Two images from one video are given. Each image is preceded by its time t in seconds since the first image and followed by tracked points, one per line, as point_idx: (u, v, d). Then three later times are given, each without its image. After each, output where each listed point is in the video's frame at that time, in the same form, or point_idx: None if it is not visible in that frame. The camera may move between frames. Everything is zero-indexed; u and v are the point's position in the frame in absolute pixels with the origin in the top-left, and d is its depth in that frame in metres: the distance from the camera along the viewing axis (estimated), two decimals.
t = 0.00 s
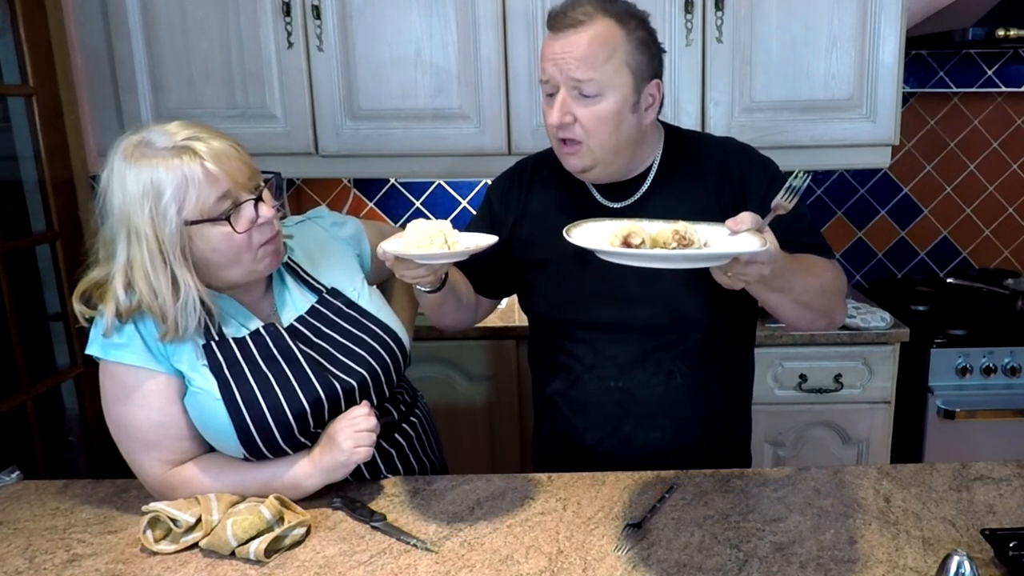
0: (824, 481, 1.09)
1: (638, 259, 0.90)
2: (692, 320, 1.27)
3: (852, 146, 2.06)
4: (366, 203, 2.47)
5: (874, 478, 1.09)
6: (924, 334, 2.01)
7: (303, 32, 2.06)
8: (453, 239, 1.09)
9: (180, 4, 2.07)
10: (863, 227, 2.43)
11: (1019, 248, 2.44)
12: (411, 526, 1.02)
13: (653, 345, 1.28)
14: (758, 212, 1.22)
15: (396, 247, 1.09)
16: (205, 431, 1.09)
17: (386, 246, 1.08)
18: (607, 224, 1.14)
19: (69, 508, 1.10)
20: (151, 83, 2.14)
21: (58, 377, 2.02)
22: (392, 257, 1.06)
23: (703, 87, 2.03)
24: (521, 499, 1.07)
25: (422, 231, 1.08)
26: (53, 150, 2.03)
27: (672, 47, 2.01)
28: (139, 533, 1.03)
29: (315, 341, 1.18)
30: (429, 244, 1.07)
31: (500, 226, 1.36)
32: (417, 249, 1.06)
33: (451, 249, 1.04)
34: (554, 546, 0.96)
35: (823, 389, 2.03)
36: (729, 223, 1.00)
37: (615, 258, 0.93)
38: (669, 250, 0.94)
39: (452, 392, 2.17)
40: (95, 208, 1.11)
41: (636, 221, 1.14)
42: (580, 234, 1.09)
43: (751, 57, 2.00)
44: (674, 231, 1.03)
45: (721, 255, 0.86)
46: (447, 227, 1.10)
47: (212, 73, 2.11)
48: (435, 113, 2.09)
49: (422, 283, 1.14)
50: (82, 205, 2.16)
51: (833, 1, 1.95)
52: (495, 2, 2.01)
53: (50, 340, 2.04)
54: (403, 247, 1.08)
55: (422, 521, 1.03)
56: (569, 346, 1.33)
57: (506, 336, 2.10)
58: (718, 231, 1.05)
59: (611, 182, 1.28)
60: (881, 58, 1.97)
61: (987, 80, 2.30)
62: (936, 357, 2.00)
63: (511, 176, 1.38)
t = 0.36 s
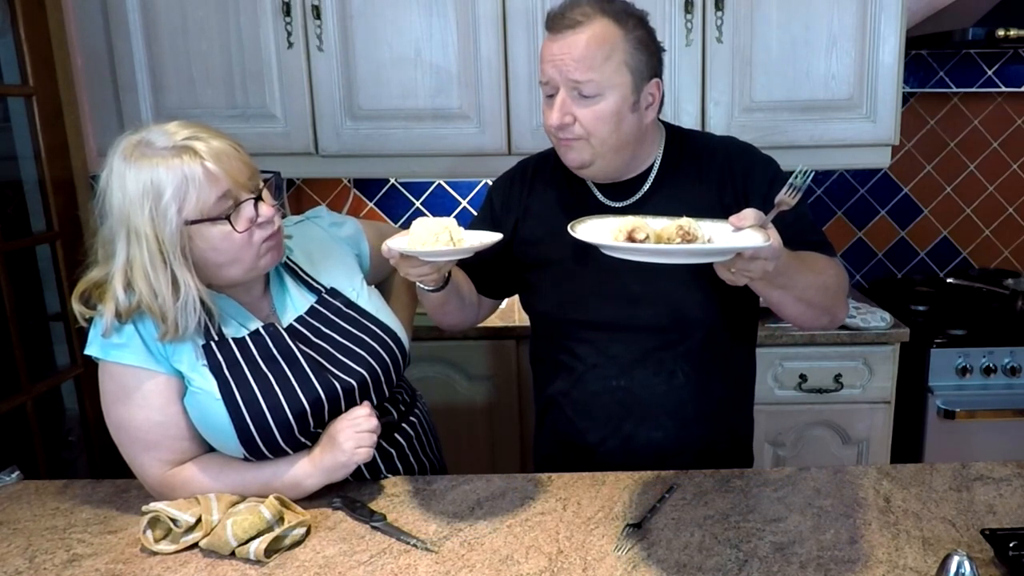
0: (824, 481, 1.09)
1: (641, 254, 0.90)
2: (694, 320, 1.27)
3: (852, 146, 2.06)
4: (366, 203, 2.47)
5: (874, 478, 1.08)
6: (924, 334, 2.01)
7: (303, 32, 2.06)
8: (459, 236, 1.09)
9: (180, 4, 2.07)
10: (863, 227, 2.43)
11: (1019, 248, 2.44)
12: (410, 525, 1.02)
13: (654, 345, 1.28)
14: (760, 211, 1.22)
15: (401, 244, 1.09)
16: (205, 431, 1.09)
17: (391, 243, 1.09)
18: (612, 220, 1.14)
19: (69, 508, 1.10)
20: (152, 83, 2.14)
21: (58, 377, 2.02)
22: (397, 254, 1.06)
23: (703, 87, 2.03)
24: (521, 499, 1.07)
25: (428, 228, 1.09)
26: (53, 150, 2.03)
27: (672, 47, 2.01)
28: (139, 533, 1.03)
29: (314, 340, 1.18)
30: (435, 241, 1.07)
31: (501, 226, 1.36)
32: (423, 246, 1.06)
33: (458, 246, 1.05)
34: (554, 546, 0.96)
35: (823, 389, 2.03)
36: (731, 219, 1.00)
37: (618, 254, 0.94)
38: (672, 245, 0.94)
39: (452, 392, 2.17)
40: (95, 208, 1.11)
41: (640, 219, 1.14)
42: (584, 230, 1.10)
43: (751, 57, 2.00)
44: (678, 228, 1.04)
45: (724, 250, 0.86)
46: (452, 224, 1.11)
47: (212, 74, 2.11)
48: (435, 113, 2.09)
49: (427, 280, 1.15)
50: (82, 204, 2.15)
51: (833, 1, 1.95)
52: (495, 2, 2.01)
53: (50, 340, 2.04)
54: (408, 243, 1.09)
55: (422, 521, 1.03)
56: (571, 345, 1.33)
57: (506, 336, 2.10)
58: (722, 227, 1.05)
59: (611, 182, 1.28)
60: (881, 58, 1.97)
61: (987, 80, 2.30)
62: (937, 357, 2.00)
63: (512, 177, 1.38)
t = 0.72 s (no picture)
0: (824, 481, 1.09)
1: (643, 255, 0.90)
2: (695, 321, 1.27)
3: (852, 146, 2.06)
4: (366, 203, 2.47)
5: (874, 478, 1.08)
6: (925, 334, 2.01)
7: (303, 32, 2.06)
8: (461, 237, 1.09)
9: (180, 4, 2.07)
10: (864, 227, 2.43)
11: (1019, 248, 2.44)
12: (410, 525, 1.02)
13: (655, 345, 1.28)
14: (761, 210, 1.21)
15: (403, 244, 1.09)
16: (205, 431, 1.09)
17: (394, 242, 1.09)
18: (613, 220, 1.14)
19: (69, 508, 1.10)
20: (151, 83, 2.14)
21: (58, 377, 2.02)
22: (398, 254, 1.06)
23: (704, 87, 2.03)
24: (521, 499, 1.07)
25: (430, 228, 1.09)
26: (53, 150, 2.03)
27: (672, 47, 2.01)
28: (139, 533, 1.03)
29: (314, 340, 1.18)
30: (437, 241, 1.07)
31: (502, 226, 1.36)
32: (425, 246, 1.06)
33: (460, 245, 1.05)
34: (554, 546, 0.96)
35: (823, 388, 2.03)
36: (733, 220, 1.00)
37: (619, 255, 0.94)
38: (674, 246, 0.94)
39: (452, 392, 2.17)
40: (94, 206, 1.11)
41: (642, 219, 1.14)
42: (586, 231, 1.10)
43: (751, 57, 2.00)
44: (681, 228, 1.03)
45: (727, 250, 0.86)
46: (455, 224, 1.11)
47: (212, 74, 2.11)
48: (435, 113, 2.09)
49: (428, 281, 1.15)
50: (82, 204, 2.15)
51: (833, 1, 1.95)
52: (495, 3, 2.01)
53: (50, 340, 2.04)
54: (411, 243, 1.09)
55: (422, 521, 1.03)
56: (572, 345, 1.33)
57: (506, 336, 2.10)
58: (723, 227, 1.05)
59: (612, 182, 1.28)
60: (881, 58, 1.97)
61: (987, 80, 2.30)
62: (937, 357, 2.00)
63: (513, 177, 1.38)
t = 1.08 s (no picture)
0: (824, 481, 1.09)
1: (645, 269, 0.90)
2: (694, 322, 1.27)
3: (852, 146, 2.06)
4: (366, 203, 2.47)
5: (874, 479, 1.08)
6: (925, 334, 2.01)
7: (303, 32, 2.06)
8: (456, 247, 1.09)
9: (180, 3, 2.07)
10: (863, 228, 2.43)
11: (1019, 248, 2.44)
12: (410, 525, 1.02)
13: (654, 345, 1.28)
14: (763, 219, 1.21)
15: (399, 254, 1.09)
16: (205, 431, 1.09)
17: (388, 254, 1.08)
18: (613, 232, 1.13)
19: (69, 508, 1.10)
20: (151, 83, 2.14)
21: (58, 377, 2.02)
22: (394, 265, 1.06)
23: (704, 87, 2.03)
24: (521, 499, 1.07)
25: (425, 239, 1.08)
26: (53, 150, 2.03)
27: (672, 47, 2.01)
28: (139, 533, 1.03)
29: (314, 341, 1.18)
30: (433, 252, 1.07)
31: (500, 227, 1.36)
32: (421, 257, 1.06)
33: (456, 256, 1.04)
34: (554, 546, 0.96)
35: (823, 389, 2.03)
36: (734, 230, 1.00)
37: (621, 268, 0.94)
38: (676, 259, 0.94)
39: (452, 392, 2.17)
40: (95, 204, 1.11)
41: (640, 228, 1.14)
42: (587, 243, 1.09)
43: (751, 57, 2.00)
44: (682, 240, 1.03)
45: (729, 264, 0.86)
46: (449, 234, 1.11)
47: (212, 74, 2.11)
48: (435, 113, 2.09)
49: (425, 288, 1.14)
50: (82, 204, 2.15)
51: (833, 1, 1.95)
52: (495, 2, 2.01)
53: (50, 340, 2.04)
54: (406, 255, 1.09)
55: (423, 521, 1.03)
56: (571, 346, 1.33)
57: (506, 336, 2.10)
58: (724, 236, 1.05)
59: (612, 182, 1.29)
60: (881, 58, 1.97)
61: (987, 80, 2.30)
62: (937, 357, 2.00)
63: (511, 178, 1.38)
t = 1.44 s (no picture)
0: (824, 481, 1.09)
1: (643, 256, 0.90)
2: (692, 322, 1.27)
3: (852, 146, 2.06)
4: (366, 203, 2.47)
5: (874, 478, 1.08)
6: (924, 334, 2.01)
7: (303, 32, 2.06)
8: (456, 241, 1.09)
9: (180, 3, 2.07)
10: (863, 227, 2.43)
11: (1019, 248, 2.44)
12: (411, 525, 1.02)
13: (654, 345, 1.28)
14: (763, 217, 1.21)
15: (398, 249, 1.09)
16: (205, 431, 1.09)
17: (388, 248, 1.08)
18: (615, 223, 1.13)
19: (69, 509, 1.10)
20: (151, 83, 2.14)
21: (58, 377, 2.02)
22: (392, 260, 1.06)
23: (704, 87, 2.03)
24: (521, 499, 1.07)
25: (424, 233, 1.08)
26: (53, 151, 2.03)
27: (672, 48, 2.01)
28: (139, 533, 1.03)
29: (314, 341, 1.18)
30: (432, 246, 1.07)
31: (498, 227, 1.36)
32: (419, 251, 1.06)
33: (455, 251, 1.04)
34: (554, 546, 0.96)
35: (823, 388, 2.03)
36: (734, 221, 1.00)
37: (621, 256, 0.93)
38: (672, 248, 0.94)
39: (452, 392, 2.17)
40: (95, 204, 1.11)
41: (643, 220, 1.14)
42: (589, 232, 1.09)
43: (751, 57, 2.00)
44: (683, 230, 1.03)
45: (724, 252, 0.86)
46: (449, 228, 1.10)
47: (213, 74, 2.11)
48: (435, 113, 2.09)
49: (423, 284, 1.14)
50: (82, 204, 2.15)
51: (833, 1, 1.95)
52: (495, 3, 2.01)
53: (50, 340, 2.04)
54: (404, 249, 1.08)
55: (423, 521, 1.03)
56: (570, 346, 1.33)
57: (506, 336, 2.10)
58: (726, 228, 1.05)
59: (611, 182, 1.29)
60: (881, 58, 1.97)
61: (987, 80, 2.30)
62: (936, 357, 2.00)
63: (509, 178, 1.38)
